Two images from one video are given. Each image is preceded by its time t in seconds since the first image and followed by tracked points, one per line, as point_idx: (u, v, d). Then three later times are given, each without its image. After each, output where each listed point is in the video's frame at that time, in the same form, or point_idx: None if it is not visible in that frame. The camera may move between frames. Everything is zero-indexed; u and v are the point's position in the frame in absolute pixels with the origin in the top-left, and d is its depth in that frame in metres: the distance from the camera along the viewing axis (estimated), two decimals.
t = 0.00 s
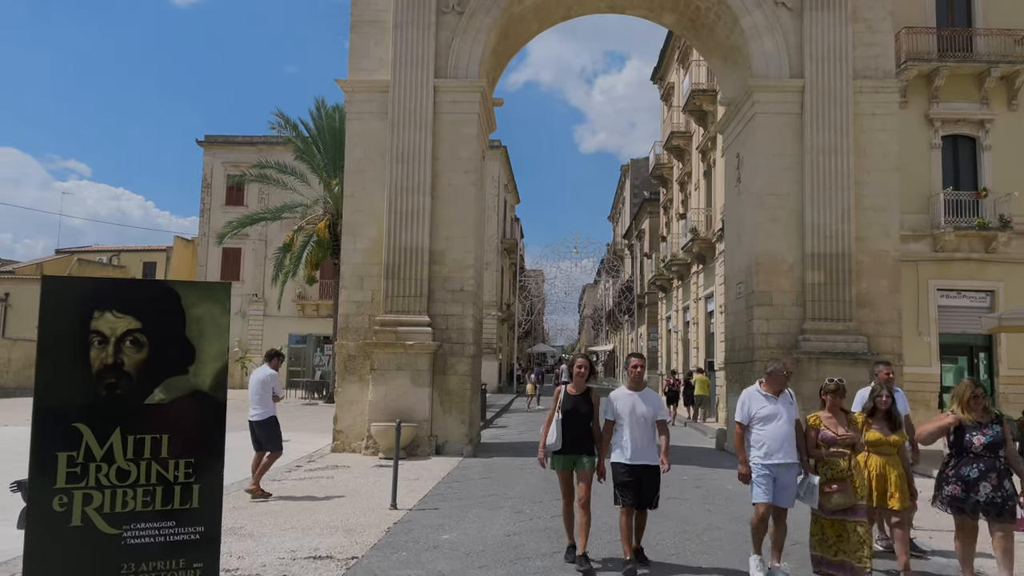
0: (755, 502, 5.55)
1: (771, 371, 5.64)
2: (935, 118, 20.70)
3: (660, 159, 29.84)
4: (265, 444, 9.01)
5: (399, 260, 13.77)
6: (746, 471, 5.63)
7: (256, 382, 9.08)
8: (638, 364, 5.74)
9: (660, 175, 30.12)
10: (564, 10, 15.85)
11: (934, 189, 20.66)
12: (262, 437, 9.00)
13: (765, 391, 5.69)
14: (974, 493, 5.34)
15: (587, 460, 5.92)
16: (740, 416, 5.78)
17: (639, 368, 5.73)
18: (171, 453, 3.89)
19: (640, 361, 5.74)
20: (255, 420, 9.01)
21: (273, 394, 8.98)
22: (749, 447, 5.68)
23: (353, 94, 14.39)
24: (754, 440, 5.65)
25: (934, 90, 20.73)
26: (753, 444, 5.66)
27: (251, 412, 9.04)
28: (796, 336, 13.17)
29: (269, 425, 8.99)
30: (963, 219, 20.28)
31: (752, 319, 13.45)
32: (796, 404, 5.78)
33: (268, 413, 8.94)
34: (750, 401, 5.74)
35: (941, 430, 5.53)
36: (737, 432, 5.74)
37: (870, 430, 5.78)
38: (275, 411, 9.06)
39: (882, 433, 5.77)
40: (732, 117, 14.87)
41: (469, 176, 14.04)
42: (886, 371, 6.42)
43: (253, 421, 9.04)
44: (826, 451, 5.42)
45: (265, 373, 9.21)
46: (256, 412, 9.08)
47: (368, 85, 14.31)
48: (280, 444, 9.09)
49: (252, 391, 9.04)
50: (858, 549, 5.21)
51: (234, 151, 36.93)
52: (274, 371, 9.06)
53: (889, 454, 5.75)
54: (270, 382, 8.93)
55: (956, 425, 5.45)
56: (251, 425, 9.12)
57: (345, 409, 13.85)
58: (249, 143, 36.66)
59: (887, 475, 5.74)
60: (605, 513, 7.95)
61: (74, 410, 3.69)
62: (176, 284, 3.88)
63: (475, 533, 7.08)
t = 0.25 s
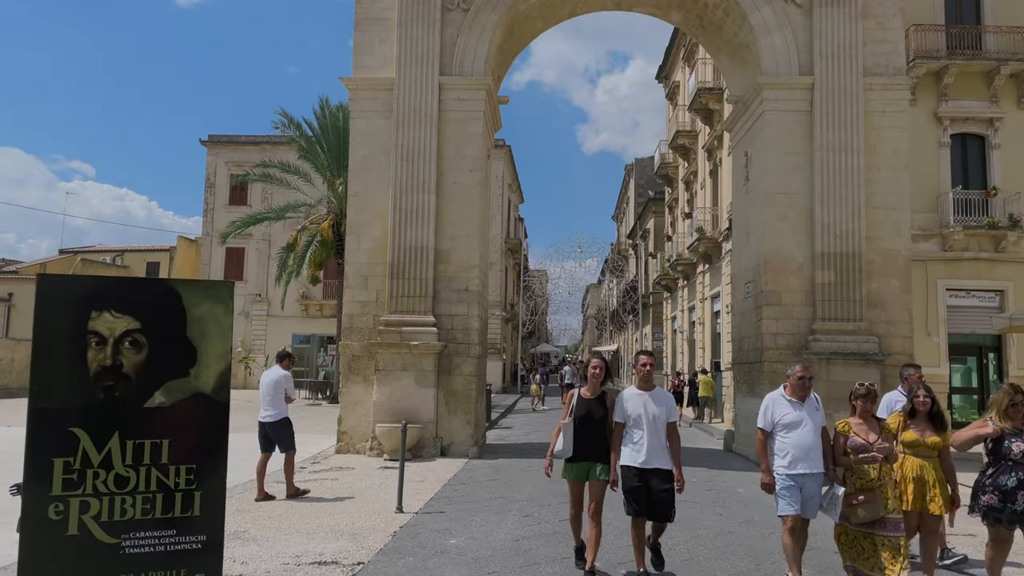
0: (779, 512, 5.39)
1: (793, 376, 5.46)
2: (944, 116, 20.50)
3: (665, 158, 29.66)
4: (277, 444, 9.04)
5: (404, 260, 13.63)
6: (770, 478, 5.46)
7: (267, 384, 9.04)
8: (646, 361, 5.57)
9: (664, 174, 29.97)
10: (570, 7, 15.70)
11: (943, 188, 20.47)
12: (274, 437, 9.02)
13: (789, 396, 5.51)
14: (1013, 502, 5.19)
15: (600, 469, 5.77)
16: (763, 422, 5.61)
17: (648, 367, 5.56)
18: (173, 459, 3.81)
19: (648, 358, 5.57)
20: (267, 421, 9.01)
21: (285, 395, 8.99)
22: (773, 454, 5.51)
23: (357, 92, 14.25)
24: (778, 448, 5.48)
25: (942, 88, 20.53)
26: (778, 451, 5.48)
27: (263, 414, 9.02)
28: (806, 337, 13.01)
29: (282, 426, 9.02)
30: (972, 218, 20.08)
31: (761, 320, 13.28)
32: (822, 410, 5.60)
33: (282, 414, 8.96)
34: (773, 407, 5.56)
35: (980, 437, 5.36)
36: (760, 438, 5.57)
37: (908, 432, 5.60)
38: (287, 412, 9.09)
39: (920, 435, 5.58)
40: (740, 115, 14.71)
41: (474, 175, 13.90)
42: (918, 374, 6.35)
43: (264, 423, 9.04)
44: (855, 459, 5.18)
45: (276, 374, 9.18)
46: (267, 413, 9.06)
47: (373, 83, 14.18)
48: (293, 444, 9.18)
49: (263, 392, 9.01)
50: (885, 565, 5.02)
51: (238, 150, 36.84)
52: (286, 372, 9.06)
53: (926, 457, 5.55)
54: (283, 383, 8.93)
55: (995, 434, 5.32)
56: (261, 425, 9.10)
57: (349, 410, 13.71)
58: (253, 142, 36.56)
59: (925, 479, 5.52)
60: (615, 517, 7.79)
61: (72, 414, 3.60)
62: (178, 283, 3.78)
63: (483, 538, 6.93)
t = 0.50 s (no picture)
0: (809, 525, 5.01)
1: (819, 375, 5.08)
2: (953, 113, 20.24)
3: (670, 156, 29.45)
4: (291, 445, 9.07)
5: (408, 258, 13.46)
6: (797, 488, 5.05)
7: (283, 385, 9.10)
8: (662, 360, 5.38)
9: (670, 173, 29.75)
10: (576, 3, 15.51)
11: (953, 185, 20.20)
12: (288, 438, 9.05)
13: (814, 397, 5.12)
14: None
15: (614, 472, 5.58)
16: (786, 427, 5.19)
17: (663, 365, 5.36)
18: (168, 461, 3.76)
19: (664, 355, 5.38)
20: (282, 422, 9.06)
21: (302, 396, 9.04)
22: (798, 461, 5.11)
23: (360, 88, 14.08)
24: (805, 454, 5.08)
25: (952, 85, 20.27)
26: (805, 458, 5.08)
27: (278, 414, 9.06)
28: (816, 336, 12.81)
29: (297, 427, 9.05)
30: (982, 216, 19.85)
31: (770, 318, 13.09)
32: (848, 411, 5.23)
33: (298, 415, 9.01)
34: (798, 409, 5.17)
35: None
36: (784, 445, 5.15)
37: (946, 433, 5.37)
38: (303, 413, 9.14)
39: (959, 437, 5.34)
40: (748, 111, 14.51)
41: (479, 172, 13.72)
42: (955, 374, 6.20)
43: (279, 423, 9.08)
44: (895, 463, 5.09)
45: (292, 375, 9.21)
46: (283, 414, 9.10)
47: (376, 79, 14.01)
48: (306, 445, 9.18)
49: (280, 392, 9.06)
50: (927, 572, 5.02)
51: (240, 149, 36.69)
52: (303, 373, 9.12)
53: (965, 461, 5.31)
54: (300, 384, 9.00)
55: None
56: (275, 426, 9.13)
57: (352, 410, 13.55)
58: (255, 141, 36.40)
59: (966, 482, 5.28)
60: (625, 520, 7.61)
61: (61, 414, 3.55)
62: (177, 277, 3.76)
63: (491, 542, 6.75)
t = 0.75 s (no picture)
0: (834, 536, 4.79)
1: (844, 375, 4.85)
2: (962, 111, 20.00)
3: (674, 155, 29.25)
4: (305, 446, 8.96)
5: (410, 257, 13.28)
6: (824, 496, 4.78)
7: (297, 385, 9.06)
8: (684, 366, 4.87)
9: (674, 172, 29.57)
10: None
11: (961, 183, 19.94)
12: (302, 439, 8.94)
13: (839, 400, 4.89)
14: None
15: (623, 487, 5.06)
16: (810, 431, 4.94)
17: (685, 372, 4.86)
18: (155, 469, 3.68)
19: (686, 361, 4.87)
20: (296, 421, 8.96)
21: (316, 396, 8.97)
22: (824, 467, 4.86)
23: (362, 85, 13.91)
24: (832, 461, 4.83)
25: (960, 82, 20.03)
26: (831, 465, 4.83)
27: (292, 413, 8.97)
28: (825, 336, 12.61)
29: (311, 427, 8.95)
30: (991, 215, 19.62)
31: (778, 318, 12.89)
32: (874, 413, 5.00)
33: (311, 414, 8.92)
34: (822, 411, 4.94)
35: None
36: (809, 450, 4.89)
37: (979, 444, 5.07)
38: (316, 414, 9.04)
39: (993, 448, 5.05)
40: (755, 108, 14.31)
41: (483, 170, 13.54)
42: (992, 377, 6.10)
43: (293, 423, 8.98)
44: (931, 470, 4.91)
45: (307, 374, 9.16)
46: (297, 414, 9.01)
47: (379, 76, 13.84)
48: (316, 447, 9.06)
49: (294, 392, 9.00)
50: None
51: (242, 149, 36.54)
52: (318, 373, 9.08)
53: (1003, 473, 4.99)
54: (314, 383, 8.93)
55: None
56: (290, 426, 9.04)
57: (354, 411, 13.38)
58: (257, 141, 36.26)
59: (1005, 496, 4.94)
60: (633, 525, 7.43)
61: (43, 421, 3.44)
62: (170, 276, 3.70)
63: (496, 548, 6.57)
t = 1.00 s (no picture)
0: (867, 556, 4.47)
1: (877, 382, 4.47)
2: (971, 108, 19.76)
3: (679, 154, 29.06)
4: (315, 447, 8.82)
5: (414, 256, 13.11)
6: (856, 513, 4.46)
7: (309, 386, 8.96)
8: (708, 364, 4.47)
9: (679, 171, 29.40)
10: None
11: (970, 182, 19.70)
12: (312, 440, 8.80)
13: (873, 408, 4.51)
14: None
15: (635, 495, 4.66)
16: (842, 442, 4.59)
17: (709, 370, 4.45)
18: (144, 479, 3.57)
19: (709, 357, 4.47)
20: (307, 422, 8.82)
21: (327, 397, 8.87)
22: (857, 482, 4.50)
23: (365, 82, 13.74)
24: (864, 475, 4.47)
25: (969, 80, 19.80)
26: (865, 480, 4.47)
27: (303, 414, 8.84)
28: (835, 336, 12.42)
29: (321, 428, 8.81)
30: (1000, 213, 19.38)
31: (787, 318, 12.70)
32: (916, 422, 4.57)
33: (322, 415, 8.80)
34: (853, 420, 4.58)
35: None
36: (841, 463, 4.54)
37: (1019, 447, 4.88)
38: (327, 415, 8.92)
39: None
40: (763, 105, 14.12)
41: (488, 168, 13.36)
42: None
43: (304, 424, 8.84)
44: (969, 483, 4.66)
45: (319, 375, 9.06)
46: (307, 415, 8.88)
47: (382, 73, 13.67)
48: (325, 449, 8.92)
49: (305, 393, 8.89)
50: None
51: (245, 149, 36.41)
52: (329, 374, 9.01)
53: None
54: (325, 383, 8.84)
55: None
56: (300, 427, 8.90)
57: (357, 412, 13.21)
58: (260, 140, 36.13)
59: None
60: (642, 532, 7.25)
61: (26, 429, 3.34)
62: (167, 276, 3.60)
63: (502, 555, 6.39)
